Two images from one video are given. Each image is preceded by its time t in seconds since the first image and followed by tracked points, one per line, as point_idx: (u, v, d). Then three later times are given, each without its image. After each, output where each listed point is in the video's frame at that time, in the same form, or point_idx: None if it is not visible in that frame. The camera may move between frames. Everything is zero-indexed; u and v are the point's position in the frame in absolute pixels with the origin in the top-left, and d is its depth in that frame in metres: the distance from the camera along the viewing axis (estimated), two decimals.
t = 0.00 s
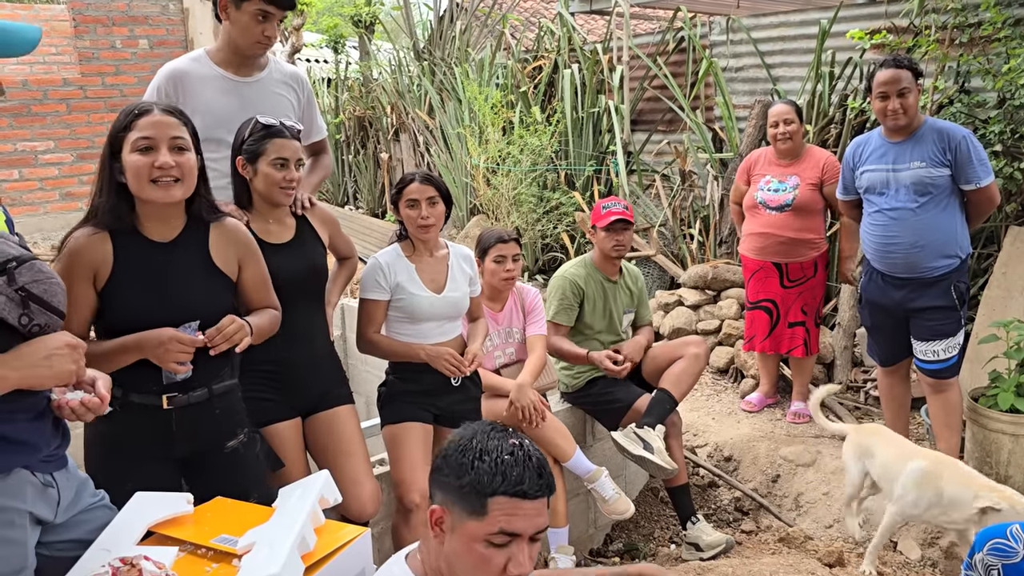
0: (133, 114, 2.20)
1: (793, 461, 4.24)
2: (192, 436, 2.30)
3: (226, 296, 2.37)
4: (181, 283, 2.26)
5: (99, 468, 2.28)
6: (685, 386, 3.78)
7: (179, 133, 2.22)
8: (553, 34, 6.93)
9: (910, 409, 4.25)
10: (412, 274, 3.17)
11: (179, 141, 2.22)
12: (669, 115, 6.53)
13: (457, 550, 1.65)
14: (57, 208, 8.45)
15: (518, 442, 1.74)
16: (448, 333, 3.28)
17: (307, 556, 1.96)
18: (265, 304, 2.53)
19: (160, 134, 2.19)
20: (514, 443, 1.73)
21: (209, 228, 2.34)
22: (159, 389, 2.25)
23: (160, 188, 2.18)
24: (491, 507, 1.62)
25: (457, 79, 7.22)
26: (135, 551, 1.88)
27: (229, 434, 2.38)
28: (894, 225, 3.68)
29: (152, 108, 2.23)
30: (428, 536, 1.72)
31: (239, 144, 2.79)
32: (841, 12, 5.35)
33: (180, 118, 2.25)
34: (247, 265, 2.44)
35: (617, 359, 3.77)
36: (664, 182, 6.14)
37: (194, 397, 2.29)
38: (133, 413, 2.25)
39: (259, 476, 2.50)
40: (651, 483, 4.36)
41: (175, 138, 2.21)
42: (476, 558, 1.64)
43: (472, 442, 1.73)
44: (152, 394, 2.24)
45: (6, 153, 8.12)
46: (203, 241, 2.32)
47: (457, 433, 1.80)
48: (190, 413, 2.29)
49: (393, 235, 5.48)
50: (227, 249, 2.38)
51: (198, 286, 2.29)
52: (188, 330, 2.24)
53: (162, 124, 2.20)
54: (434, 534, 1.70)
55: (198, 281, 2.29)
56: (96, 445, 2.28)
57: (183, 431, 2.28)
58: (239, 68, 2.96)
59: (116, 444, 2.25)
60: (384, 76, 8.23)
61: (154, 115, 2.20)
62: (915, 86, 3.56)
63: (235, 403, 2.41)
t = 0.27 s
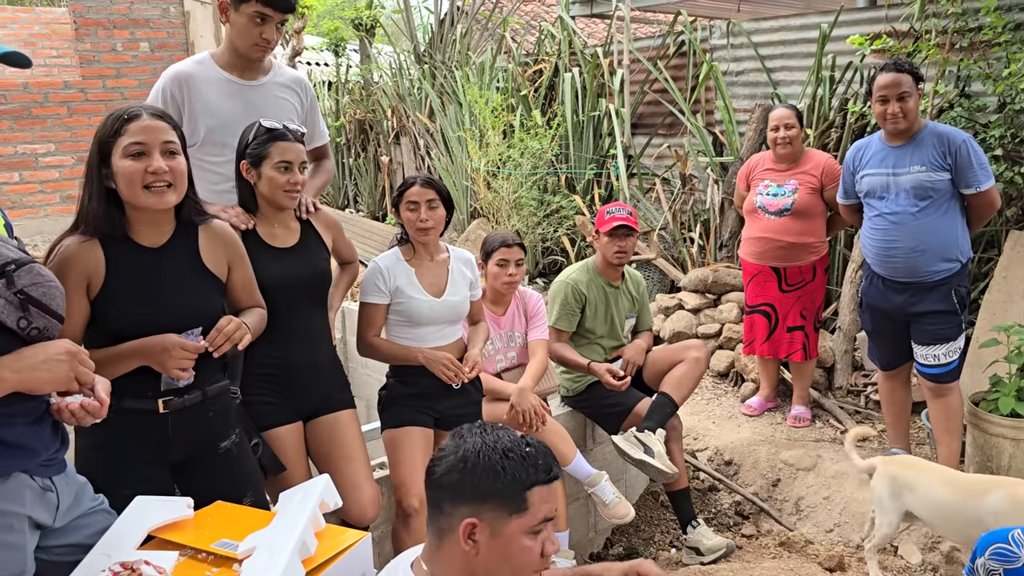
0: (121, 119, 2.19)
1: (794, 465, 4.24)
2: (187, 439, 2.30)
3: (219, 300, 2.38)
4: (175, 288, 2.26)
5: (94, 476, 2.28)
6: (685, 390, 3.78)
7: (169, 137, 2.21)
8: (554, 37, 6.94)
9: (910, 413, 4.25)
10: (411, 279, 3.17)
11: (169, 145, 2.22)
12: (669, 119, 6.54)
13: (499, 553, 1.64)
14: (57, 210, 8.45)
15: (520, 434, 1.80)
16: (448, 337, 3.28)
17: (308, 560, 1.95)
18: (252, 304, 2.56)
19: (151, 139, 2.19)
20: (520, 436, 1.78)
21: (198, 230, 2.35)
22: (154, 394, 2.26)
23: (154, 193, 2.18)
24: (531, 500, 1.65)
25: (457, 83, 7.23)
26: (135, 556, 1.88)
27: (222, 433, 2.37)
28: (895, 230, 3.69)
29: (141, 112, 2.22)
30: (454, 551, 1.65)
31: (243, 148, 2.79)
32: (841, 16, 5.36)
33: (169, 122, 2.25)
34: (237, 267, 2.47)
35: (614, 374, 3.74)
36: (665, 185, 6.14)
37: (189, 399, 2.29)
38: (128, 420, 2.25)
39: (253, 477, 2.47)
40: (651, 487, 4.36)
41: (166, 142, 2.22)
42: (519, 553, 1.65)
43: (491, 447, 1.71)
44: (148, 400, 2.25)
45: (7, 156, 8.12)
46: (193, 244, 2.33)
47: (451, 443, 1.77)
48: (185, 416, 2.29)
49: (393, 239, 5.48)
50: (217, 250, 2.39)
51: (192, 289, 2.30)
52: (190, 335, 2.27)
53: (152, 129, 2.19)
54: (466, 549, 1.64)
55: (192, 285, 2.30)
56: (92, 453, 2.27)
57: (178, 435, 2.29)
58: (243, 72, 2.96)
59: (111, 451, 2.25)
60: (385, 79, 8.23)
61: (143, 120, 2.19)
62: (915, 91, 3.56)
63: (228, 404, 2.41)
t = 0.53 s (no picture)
0: (122, 120, 2.18)
1: (794, 469, 4.24)
2: (202, 438, 2.31)
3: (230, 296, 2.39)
4: (188, 286, 2.26)
5: (109, 481, 2.26)
6: (685, 393, 3.78)
7: (173, 134, 2.21)
8: (554, 40, 6.94)
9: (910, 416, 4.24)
10: (409, 282, 3.17)
11: (174, 143, 2.22)
12: (669, 122, 6.54)
13: (538, 545, 1.80)
14: (57, 212, 8.44)
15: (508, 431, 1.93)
16: (447, 340, 3.28)
17: (307, 563, 1.95)
18: (263, 299, 2.57)
19: (154, 138, 2.18)
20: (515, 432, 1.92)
21: (207, 227, 2.36)
22: (170, 392, 2.26)
23: (163, 192, 2.17)
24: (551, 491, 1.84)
25: (458, 85, 7.23)
26: (134, 558, 1.88)
27: (232, 432, 2.38)
28: (895, 234, 3.69)
29: (142, 112, 2.21)
30: (502, 557, 1.73)
31: (247, 150, 2.78)
32: (841, 19, 5.36)
33: (172, 120, 2.24)
34: (246, 263, 2.47)
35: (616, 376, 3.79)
36: (665, 188, 6.14)
37: (204, 398, 2.29)
38: (143, 420, 2.24)
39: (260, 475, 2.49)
40: (651, 490, 4.36)
41: (170, 140, 2.21)
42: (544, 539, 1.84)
43: (515, 451, 1.80)
44: (163, 400, 2.24)
45: (7, 157, 8.12)
46: (203, 242, 2.33)
47: (473, 457, 1.77)
48: (201, 415, 2.30)
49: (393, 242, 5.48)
50: (227, 247, 2.39)
51: (204, 287, 2.30)
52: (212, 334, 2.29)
53: (154, 128, 2.19)
54: (515, 554, 1.74)
55: (205, 282, 2.30)
56: (105, 453, 2.25)
57: (193, 434, 2.29)
58: (246, 74, 2.96)
59: (126, 453, 2.24)
60: (385, 81, 8.23)
61: (145, 120, 2.19)
62: (915, 94, 3.56)
63: (237, 403, 2.42)
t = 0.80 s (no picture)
0: (157, 117, 2.19)
1: (792, 471, 4.23)
2: (238, 432, 2.33)
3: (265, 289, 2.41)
4: (226, 280, 2.28)
5: (148, 478, 2.27)
6: (683, 396, 3.78)
7: (206, 131, 2.22)
8: (552, 43, 6.95)
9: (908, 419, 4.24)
10: (406, 286, 3.16)
11: (207, 139, 2.22)
12: (667, 125, 6.54)
13: (539, 546, 1.82)
14: (54, 214, 8.43)
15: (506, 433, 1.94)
16: (443, 344, 3.27)
17: (304, 565, 1.94)
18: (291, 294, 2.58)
19: (188, 134, 2.19)
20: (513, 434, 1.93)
21: (238, 221, 2.35)
22: (208, 388, 2.28)
23: (198, 188, 2.18)
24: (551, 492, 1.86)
25: (456, 88, 7.23)
26: (130, 559, 1.87)
27: (265, 426, 2.39)
28: (894, 237, 3.69)
29: (174, 109, 2.22)
30: (508, 561, 1.74)
31: (246, 150, 2.78)
32: (839, 23, 5.37)
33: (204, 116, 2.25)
34: (276, 256, 2.49)
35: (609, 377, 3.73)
36: (663, 191, 6.14)
37: (239, 392, 2.32)
38: (181, 415, 2.26)
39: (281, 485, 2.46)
40: (649, 492, 4.35)
41: (203, 136, 2.21)
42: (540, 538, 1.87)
43: (520, 455, 1.81)
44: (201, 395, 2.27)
45: (5, 159, 8.12)
46: (238, 236, 2.34)
47: (482, 462, 1.76)
48: (237, 408, 2.32)
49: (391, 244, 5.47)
50: (259, 241, 2.40)
51: (242, 280, 2.32)
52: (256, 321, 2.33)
53: (187, 124, 2.19)
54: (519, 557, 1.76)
55: (242, 276, 2.32)
56: (142, 450, 2.27)
57: (230, 429, 2.31)
58: (246, 76, 2.96)
59: (165, 450, 2.26)
60: (383, 84, 8.23)
61: (178, 116, 2.20)
62: (913, 97, 3.57)
63: (270, 398, 2.44)
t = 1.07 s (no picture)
0: (204, 113, 2.23)
1: (790, 475, 4.24)
2: (290, 424, 2.40)
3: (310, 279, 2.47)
4: (279, 270, 2.34)
5: (204, 475, 2.31)
6: (682, 400, 3.79)
7: (252, 124, 2.25)
8: (551, 47, 6.96)
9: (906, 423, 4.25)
10: (404, 290, 3.17)
11: (252, 133, 2.25)
12: (666, 129, 6.56)
13: (526, 554, 1.80)
14: (53, 217, 8.43)
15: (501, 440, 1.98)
16: (441, 348, 3.27)
17: (303, 567, 1.94)
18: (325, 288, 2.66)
19: (235, 128, 2.22)
20: (505, 441, 1.96)
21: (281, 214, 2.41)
22: (261, 383, 2.33)
23: (249, 180, 2.22)
24: (539, 498, 1.86)
25: (455, 92, 7.24)
26: (129, 563, 1.87)
27: (312, 422, 2.47)
28: (891, 241, 3.70)
29: (220, 105, 2.26)
30: (486, 567, 1.77)
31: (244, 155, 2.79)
32: (837, 27, 5.39)
33: (249, 110, 2.29)
34: (314, 250, 2.56)
35: (603, 381, 3.65)
36: (661, 195, 6.16)
37: (289, 387, 2.39)
38: (237, 409, 2.31)
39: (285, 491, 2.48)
40: (647, 496, 4.35)
41: (249, 130, 2.25)
42: (536, 544, 1.84)
43: (496, 461, 1.84)
44: (254, 389, 2.32)
45: (4, 162, 8.12)
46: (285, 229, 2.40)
47: (454, 470, 1.83)
48: (289, 404, 2.39)
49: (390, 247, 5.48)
50: (300, 234, 2.47)
51: (291, 271, 2.38)
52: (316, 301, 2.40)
53: (234, 118, 2.23)
54: (499, 563, 1.77)
55: (291, 267, 2.38)
56: (196, 449, 2.30)
57: (282, 421, 2.38)
58: (244, 79, 2.96)
59: (222, 445, 2.30)
60: (382, 87, 8.24)
61: (225, 111, 2.23)
62: (912, 102, 3.58)
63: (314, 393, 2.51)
